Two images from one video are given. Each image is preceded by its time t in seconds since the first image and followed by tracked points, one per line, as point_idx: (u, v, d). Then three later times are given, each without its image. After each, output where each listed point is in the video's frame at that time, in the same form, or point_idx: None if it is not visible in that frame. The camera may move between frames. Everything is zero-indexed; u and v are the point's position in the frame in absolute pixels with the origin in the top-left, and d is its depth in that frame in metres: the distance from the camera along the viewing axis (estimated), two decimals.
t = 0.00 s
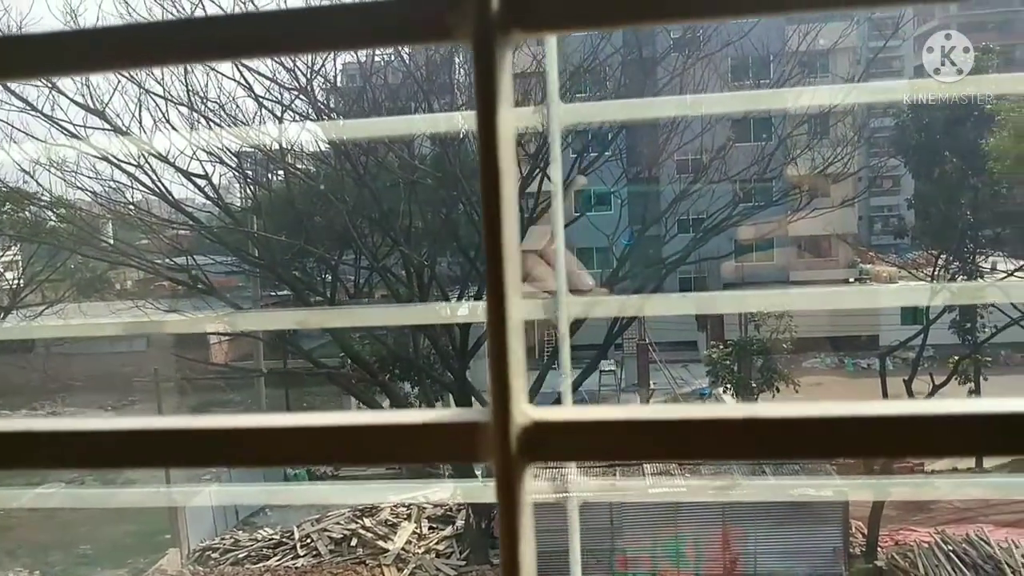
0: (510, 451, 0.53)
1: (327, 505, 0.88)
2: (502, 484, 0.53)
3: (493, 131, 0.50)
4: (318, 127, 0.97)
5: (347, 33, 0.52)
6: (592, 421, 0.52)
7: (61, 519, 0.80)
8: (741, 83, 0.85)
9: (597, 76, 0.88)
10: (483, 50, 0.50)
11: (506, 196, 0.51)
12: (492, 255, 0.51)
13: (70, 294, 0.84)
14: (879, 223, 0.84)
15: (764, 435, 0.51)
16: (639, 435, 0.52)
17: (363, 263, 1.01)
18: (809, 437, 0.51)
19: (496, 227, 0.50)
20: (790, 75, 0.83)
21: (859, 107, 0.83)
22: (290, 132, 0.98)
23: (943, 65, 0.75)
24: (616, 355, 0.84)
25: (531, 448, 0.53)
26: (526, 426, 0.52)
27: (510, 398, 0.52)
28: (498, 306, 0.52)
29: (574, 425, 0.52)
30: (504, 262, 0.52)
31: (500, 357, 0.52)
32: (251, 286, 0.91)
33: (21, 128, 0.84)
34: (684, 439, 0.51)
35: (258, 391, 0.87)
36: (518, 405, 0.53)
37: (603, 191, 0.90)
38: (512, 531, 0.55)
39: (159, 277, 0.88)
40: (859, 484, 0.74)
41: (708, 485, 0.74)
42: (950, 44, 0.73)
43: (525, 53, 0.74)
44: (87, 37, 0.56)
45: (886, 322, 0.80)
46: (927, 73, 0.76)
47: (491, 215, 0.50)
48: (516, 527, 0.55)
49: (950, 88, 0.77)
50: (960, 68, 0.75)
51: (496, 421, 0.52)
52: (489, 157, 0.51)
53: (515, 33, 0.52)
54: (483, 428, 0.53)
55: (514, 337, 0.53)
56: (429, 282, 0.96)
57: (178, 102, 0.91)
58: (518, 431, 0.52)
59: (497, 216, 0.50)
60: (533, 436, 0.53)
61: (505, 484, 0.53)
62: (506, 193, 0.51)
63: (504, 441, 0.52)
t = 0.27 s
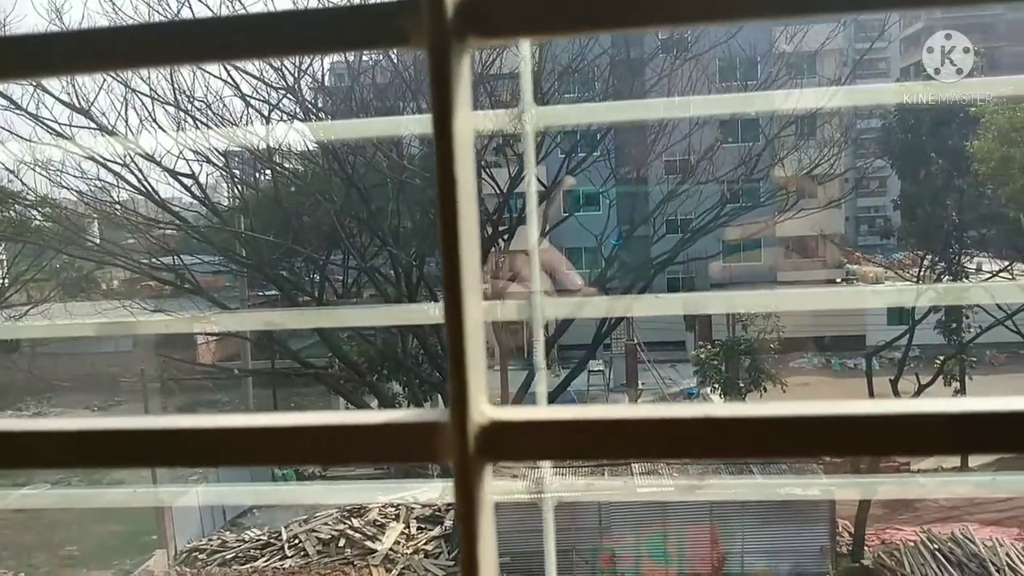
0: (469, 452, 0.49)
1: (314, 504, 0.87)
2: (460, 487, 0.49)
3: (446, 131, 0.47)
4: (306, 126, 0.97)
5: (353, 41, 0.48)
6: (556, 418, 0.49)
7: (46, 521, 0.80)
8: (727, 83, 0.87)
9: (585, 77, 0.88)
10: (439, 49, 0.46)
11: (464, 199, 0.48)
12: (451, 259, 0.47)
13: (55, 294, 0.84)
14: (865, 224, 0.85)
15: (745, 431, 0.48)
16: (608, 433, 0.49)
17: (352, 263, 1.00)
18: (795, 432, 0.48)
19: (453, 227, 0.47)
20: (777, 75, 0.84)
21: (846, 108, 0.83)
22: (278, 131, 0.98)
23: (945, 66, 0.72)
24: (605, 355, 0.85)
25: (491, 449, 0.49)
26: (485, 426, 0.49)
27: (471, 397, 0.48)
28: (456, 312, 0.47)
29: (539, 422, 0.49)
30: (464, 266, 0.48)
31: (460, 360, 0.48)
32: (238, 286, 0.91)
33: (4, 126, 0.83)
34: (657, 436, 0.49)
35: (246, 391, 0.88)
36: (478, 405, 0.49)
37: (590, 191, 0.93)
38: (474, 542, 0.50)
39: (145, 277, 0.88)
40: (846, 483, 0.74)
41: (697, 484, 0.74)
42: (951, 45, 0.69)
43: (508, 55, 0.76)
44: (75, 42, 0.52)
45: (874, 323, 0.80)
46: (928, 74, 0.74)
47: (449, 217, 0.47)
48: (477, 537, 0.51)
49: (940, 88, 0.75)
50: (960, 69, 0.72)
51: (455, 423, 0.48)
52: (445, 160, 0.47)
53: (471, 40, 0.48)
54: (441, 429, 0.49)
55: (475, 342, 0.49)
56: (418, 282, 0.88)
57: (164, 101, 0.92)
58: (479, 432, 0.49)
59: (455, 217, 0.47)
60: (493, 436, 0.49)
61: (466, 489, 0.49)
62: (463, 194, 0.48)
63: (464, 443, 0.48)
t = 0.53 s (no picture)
0: (443, 454, 0.41)
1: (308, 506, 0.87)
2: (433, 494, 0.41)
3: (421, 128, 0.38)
4: (300, 128, 0.97)
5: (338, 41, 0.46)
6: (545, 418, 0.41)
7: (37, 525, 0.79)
8: (721, 85, 0.87)
9: (580, 78, 0.88)
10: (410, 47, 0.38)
11: (438, 199, 0.40)
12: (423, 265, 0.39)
13: (48, 296, 0.81)
14: (858, 226, 0.84)
15: (774, 432, 0.39)
16: (609, 437, 0.40)
17: (345, 264, 1.01)
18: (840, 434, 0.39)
19: (426, 230, 0.39)
20: (770, 78, 0.84)
21: (837, 112, 0.83)
22: (271, 132, 0.98)
23: (945, 66, 0.70)
24: (600, 355, 0.86)
25: (468, 455, 0.41)
26: (459, 426, 0.41)
27: (442, 400, 0.40)
28: (428, 315, 0.40)
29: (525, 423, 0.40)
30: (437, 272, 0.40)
31: (432, 368, 0.40)
32: (232, 287, 0.91)
33: None
34: (666, 440, 0.40)
35: (238, 393, 0.86)
36: (452, 403, 0.41)
37: (584, 194, 0.95)
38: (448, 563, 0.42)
39: (138, 279, 0.89)
40: (838, 484, 0.74)
41: (692, 483, 0.75)
42: (951, 45, 0.66)
43: (498, 58, 0.77)
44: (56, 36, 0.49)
45: (866, 324, 0.78)
46: (929, 75, 0.71)
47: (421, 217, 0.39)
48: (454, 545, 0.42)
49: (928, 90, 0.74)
50: (960, 69, 0.71)
51: (428, 422, 0.40)
52: (417, 154, 0.39)
53: (446, 43, 0.39)
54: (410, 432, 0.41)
55: (450, 349, 0.41)
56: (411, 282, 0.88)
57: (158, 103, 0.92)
58: (452, 436, 0.41)
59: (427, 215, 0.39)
60: (468, 438, 0.41)
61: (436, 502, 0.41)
62: (436, 196, 0.40)
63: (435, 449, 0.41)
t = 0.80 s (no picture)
0: (403, 462, 0.37)
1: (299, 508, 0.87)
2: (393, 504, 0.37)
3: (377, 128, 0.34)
4: (289, 129, 0.97)
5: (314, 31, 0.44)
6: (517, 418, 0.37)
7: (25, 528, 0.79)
8: (711, 87, 0.85)
9: (570, 81, 0.88)
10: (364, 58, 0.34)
11: (399, 207, 0.35)
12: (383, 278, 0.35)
13: (37, 299, 0.80)
14: (847, 227, 0.85)
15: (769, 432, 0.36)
16: (588, 437, 0.36)
17: (336, 267, 0.95)
18: (844, 432, 0.35)
19: (385, 228, 0.35)
20: (760, 83, 0.83)
21: (828, 116, 0.84)
22: (260, 134, 0.98)
23: (945, 65, 0.67)
24: (589, 356, 0.86)
25: (431, 459, 0.37)
26: (420, 429, 0.36)
27: (403, 402, 0.36)
28: (388, 316, 0.36)
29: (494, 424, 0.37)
30: (398, 286, 0.36)
31: (392, 374, 0.36)
32: (221, 288, 0.90)
33: None
34: (650, 441, 0.36)
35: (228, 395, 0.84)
36: (415, 402, 0.37)
37: (574, 194, 0.94)
38: None
39: (127, 281, 0.89)
40: (828, 485, 0.74)
41: (681, 483, 0.75)
42: (953, 46, 0.63)
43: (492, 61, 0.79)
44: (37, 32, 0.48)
45: (855, 325, 0.78)
46: (928, 76, 0.69)
47: (381, 223, 0.35)
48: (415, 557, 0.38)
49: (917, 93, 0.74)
50: (960, 69, 0.67)
51: (388, 428, 0.36)
52: (375, 161, 0.34)
53: (406, 49, 0.35)
54: (369, 434, 0.37)
55: (412, 355, 0.37)
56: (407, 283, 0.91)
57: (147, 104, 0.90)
58: (414, 438, 0.36)
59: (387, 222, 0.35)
60: (431, 442, 0.37)
61: (396, 512, 0.37)
62: (397, 205, 0.35)
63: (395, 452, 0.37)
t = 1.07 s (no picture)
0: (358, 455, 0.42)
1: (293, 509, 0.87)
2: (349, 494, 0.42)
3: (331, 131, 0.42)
4: (282, 129, 0.97)
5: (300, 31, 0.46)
6: (460, 418, 0.43)
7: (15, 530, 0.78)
8: (704, 87, 0.85)
9: (564, 80, 0.87)
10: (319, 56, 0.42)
11: (351, 201, 0.43)
12: (337, 262, 0.42)
13: (27, 300, 0.80)
14: (840, 226, 0.85)
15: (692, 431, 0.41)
16: (524, 434, 0.42)
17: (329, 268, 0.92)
18: (761, 431, 0.40)
19: (339, 235, 0.42)
20: (753, 83, 0.83)
21: (820, 114, 0.84)
22: (253, 133, 1.00)
23: (945, 65, 0.69)
24: (583, 356, 0.86)
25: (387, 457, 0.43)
26: (374, 427, 0.42)
27: (358, 402, 0.42)
28: (343, 321, 0.42)
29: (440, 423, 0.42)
30: (352, 270, 0.42)
31: (348, 375, 0.42)
32: (214, 288, 0.90)
33: None
34: (584, 440, 0.41)
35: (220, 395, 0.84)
36: (369, 402, 0.43)
37: (565, 195, 0.95)
38: (365, 561, 0.43)
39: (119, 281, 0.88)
40: (821, 484, 0.75)
41: (675, 484, 0.74)
42: (954, 46, 0.66)
43: (486, 59, 0.79)
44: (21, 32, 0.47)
45: (848, 324, 0.79)
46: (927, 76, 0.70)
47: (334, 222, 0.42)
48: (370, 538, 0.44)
49: (910, 92, 0.73)
50: (960, 69, 0.70)
51: (345, 423, 0.42)
52: (331, 157, 0.42)
53: (358, 47, 0.44)
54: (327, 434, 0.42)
55: (367, 348, 0.43)
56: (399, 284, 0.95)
57: (138, 103, 0.90)
58: (369, 437, 0.42)
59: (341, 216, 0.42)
60: (385, 439, 0.42)
61: (353, 502, 0.43)
62: (349, 196, 0.43)
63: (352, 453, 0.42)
